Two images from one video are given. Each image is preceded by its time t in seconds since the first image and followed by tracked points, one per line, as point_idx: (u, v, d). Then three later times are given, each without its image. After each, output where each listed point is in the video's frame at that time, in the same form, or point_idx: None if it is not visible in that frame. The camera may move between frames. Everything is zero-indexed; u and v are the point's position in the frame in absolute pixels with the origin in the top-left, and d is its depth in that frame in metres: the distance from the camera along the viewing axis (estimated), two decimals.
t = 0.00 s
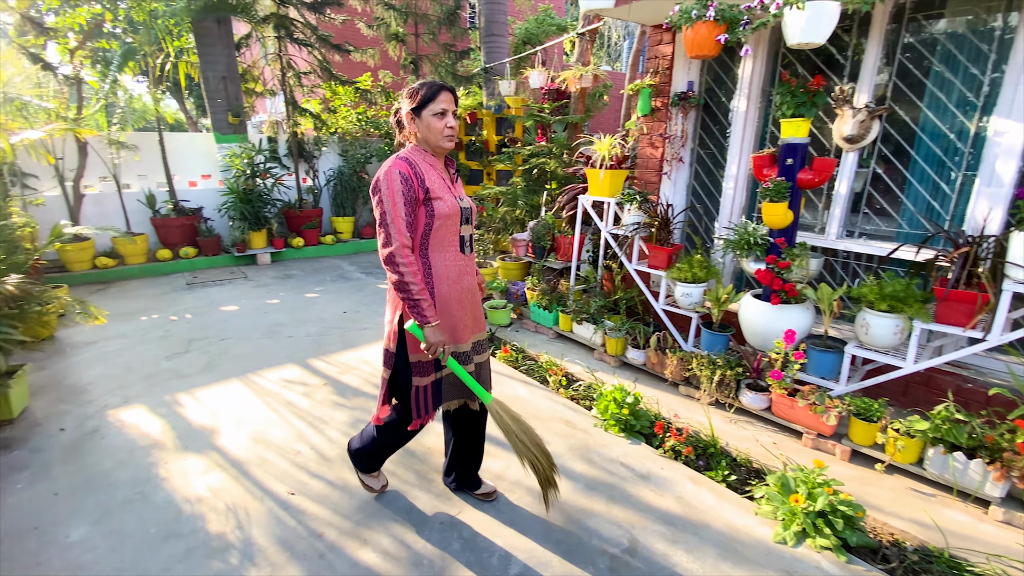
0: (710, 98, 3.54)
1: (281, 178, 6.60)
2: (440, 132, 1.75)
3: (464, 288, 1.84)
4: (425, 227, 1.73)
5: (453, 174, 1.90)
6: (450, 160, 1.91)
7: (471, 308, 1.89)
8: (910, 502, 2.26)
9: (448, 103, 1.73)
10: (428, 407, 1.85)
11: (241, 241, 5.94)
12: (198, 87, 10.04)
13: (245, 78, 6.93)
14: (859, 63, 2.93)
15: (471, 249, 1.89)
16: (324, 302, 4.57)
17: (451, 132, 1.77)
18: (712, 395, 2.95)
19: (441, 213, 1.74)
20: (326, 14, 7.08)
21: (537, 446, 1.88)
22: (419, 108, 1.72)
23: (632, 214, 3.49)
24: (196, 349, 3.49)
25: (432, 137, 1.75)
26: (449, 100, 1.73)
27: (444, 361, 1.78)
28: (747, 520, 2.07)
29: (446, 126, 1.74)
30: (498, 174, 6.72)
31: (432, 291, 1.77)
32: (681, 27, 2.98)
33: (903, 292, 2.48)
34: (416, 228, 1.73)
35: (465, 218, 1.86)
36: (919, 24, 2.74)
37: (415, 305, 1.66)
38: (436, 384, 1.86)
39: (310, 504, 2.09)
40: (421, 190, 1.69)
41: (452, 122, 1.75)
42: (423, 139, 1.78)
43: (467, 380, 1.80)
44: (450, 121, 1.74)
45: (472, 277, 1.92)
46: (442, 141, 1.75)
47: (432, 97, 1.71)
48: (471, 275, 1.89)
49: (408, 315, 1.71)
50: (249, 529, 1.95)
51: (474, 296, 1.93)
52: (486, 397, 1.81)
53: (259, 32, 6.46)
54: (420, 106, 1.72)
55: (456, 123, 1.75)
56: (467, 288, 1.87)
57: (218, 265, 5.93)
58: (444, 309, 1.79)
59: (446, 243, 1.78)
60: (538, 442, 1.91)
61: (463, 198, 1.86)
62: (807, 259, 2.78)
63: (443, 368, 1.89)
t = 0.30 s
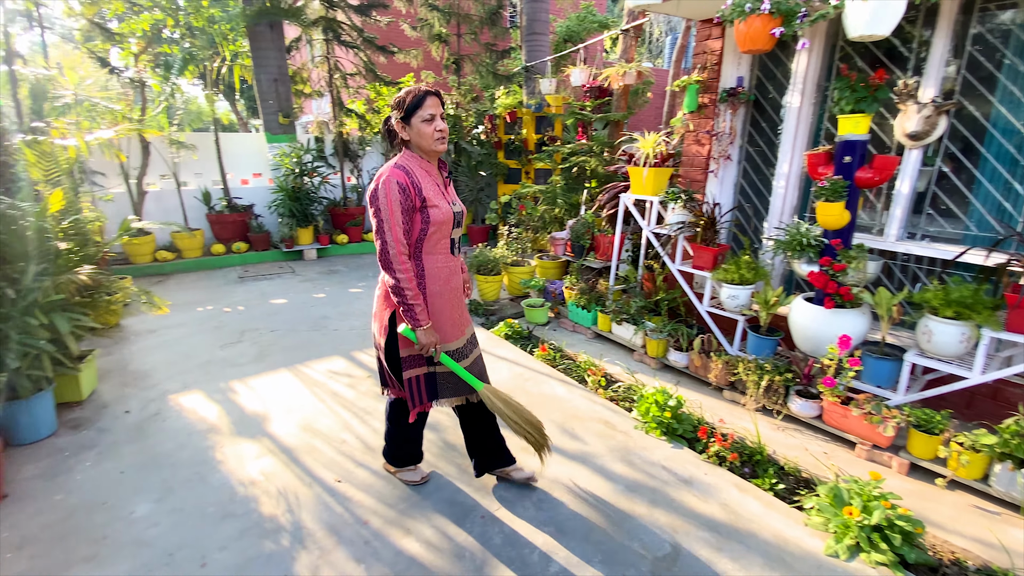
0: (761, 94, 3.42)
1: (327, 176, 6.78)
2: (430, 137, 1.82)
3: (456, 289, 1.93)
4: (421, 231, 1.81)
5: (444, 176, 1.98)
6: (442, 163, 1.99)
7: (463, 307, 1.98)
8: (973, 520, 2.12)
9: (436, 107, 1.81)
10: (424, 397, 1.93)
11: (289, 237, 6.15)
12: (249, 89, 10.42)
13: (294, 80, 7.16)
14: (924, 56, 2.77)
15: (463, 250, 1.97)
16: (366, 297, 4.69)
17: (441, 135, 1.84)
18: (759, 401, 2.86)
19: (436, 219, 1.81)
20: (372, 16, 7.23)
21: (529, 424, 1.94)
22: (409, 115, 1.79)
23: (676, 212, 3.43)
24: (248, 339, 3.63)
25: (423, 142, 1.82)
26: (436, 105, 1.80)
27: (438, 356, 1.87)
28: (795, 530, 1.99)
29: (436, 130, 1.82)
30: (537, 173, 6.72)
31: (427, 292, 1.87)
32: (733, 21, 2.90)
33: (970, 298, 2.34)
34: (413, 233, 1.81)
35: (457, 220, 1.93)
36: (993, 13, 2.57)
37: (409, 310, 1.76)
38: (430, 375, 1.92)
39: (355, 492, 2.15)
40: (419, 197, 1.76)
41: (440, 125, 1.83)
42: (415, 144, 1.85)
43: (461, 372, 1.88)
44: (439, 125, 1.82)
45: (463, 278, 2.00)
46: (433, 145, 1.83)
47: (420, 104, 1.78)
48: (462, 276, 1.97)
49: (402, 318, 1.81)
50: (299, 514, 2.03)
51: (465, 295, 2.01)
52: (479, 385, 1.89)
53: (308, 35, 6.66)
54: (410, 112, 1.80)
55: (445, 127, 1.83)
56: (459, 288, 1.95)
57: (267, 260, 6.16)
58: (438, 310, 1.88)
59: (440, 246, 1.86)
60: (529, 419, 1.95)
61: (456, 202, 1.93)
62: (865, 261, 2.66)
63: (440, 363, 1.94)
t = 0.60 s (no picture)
0: (811, 89, 3.31)
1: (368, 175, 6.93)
2: (429, 131, 1.91)
3: (460, 276, 2.04)
4: (425, 222, 1.91)
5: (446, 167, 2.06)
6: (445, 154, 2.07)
7: (463, 295, 2.07)
8: None
9: (431, 101, 1.89)
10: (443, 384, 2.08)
11: (332, 234, 6.33)
12: (295, 90, 10.72)
13: (338, 81, 7.33)
14: (989, 49, 2.60)
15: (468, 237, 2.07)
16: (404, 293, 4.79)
17: (438, 129, 1.92)
18: (804, 408, 2.76)
19: (438, 209, 1.91)
20: (413, 17, 7.32)
21: (479, 454, 2.01)
22: (407, 112, 1.89)
23: (719, 211, 3.33)
24: (293, 331, 3.76)
25: (422, 136, 1.91)
26: (434, 101, 1.89)
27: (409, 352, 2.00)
28: (841, 541, 1.92)
29: (434, 125, 1.90)
30: (574, 171, 6.68)
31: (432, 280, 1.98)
32: (785, 14, 2.82)
33: None
34: (416, 224, 1.92)
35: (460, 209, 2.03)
36: None
37: (395, 299, 1.89)
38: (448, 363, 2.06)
39: (395, 482, 2.19)
40: (422, 190, 1.87)
41: (438, 118, 1.91)
42: (416, 139, 1.95)
43: (433, 376, 1.98)
44: (437, 119, 1.90)
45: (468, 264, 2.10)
46: (431, 139, 1.91)
47: (417, 100, 1.87)
48: (467, 262, 2.08)
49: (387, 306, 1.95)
50: (342, 500, 2.09)
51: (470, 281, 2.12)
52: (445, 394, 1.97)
53: (352, 37, 6.80)
54: (408, 108, 1.89)
55: (441, 119, 1.91)
56: (464, 275, 2.06)
57: (311, 256, 6.34)
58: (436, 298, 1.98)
59: (442, 237, 1.96)
60: (484, 450, 2.02)
61: (458, 191, 2.02)
62: (923, 264, 2.54)
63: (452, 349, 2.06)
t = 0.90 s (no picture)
0: (859, 85, 3.18)
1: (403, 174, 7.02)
2: (424, 137, 1.97)
3: (465, 268, 2.10)
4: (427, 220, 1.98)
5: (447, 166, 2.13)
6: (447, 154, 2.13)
7: (466, 289, 2.12)
8: None
9: (424, 109, 1.95)
10: (457, 376, 2.15)
11: (368, 231, 6.46)
12: (334, 90, 10.96)
13: (376, 82, 7.45)
14: None
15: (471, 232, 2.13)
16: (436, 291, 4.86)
17: (434, 134, 1.98)
18: (847, 416, 2.67)
19: (439, 208, 1.98)
20: (450, 17, 7.39)
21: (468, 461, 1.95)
22: (404, 118, 1.96)
23: (760, 211, 3.23)
24: (331, 325, 3.85)
25: (419, 142, 1.98)
26: (429, 108, 1.96)
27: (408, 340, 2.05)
28: (883, 554, 1.85)
29: (429, 130, 1.96)
30: (607, 169, 6.62)
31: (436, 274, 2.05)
32: (834, 8, 2.74)
33: None
34: (417, 221, 1.99)
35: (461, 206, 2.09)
36: None
37: (396, 292, 1.95)
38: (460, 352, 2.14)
39: (427, 476, 2.23)
40: (422, 189, 1.93)
41: (433, 123, 1.97)
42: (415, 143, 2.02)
43: (429, 368, 2.03)
44: (432, 125, 1.96)
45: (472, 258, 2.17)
46: (427, 144, 1.98)
47: (411, 108, 1.94)
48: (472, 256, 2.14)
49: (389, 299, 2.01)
50: (376, 491, 2.13)
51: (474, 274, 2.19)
52: (439, 391, 2.03)
53: (389, 38, 6.89)
54: (405, 116, 1.96)
55: (436, 125, 1.97)
56: (468, 268, 2.12)
57: (348, 252, 6.47)
58: (438, 292, 2.03)
59: (444, 233, 2.02)
60: (475, 459, 1.95)
61: (458, 188, 2.08)
62: (979, 268, 2.41)
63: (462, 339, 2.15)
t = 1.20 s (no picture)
0: (908, 79, 3.05)
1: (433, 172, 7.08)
2: (426, 135, 2.00)
3: (459, 262, 2.14)
4: (424, 214, 2.01)
5: (444, 164, 2.16)
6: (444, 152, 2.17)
7: (458, 282, 2.14)
8: None
9: (430, 108, 1.98)
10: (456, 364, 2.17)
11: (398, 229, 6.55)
12: (368, 90, 11.11)
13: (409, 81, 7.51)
14: None
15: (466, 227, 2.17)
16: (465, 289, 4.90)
17: (436, 133, 2.01)
18: (888, 425, 2.57)
19: (436, 204, 2.01)
20: (482, 16, 7.39)
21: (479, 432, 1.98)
22: (408, 115, 1.98)
23: (799, 211, 3.13)
24: (362, 320, 3.92)
25: (420, 139, 2.01)
26: (436, 107, 1.99)
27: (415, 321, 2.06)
28: (927, 571, 1.78)
29: (431, 129, 1.99)
30: (639, 168, 6.54)
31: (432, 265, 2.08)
32: None
33: None
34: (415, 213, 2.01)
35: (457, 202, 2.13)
36: None
37: (399, 280, 1.98)
38: (456, 342, 2.15)
39: (455, 472, 2.25)
40: (421, 183, 1.96)
41: (436, 122, 2.00)
42: (415, 140, 2.04)
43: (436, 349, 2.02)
44: (435, 124, 1.99)
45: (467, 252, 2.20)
46: (430, 142, 2.01)
47: (416, 106, 1.97)
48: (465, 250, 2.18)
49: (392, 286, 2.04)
50: (405, 485, 2.16)
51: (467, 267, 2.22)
52: (450, 367, 2.03)
53: (422, 37, 6.92)
54: (409, 112, 1.98)
55: (440, 125, 2.00)
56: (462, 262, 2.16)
57: (379, 249, 6.57)
58: (432, 283, 2.06)
59: (438, 226, 2.05)
60: (485, 429, 1.99)
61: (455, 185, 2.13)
62: None
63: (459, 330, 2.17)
